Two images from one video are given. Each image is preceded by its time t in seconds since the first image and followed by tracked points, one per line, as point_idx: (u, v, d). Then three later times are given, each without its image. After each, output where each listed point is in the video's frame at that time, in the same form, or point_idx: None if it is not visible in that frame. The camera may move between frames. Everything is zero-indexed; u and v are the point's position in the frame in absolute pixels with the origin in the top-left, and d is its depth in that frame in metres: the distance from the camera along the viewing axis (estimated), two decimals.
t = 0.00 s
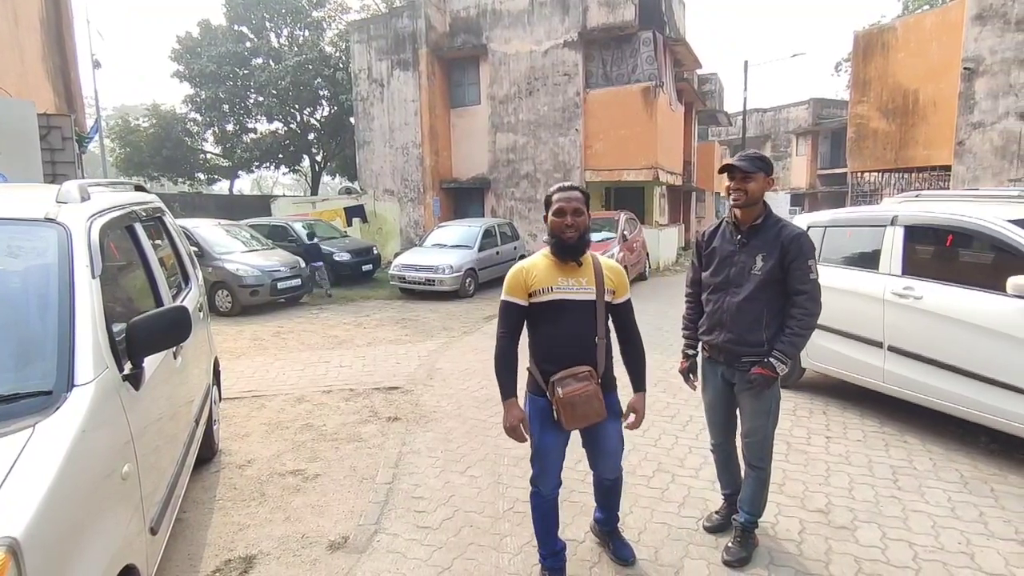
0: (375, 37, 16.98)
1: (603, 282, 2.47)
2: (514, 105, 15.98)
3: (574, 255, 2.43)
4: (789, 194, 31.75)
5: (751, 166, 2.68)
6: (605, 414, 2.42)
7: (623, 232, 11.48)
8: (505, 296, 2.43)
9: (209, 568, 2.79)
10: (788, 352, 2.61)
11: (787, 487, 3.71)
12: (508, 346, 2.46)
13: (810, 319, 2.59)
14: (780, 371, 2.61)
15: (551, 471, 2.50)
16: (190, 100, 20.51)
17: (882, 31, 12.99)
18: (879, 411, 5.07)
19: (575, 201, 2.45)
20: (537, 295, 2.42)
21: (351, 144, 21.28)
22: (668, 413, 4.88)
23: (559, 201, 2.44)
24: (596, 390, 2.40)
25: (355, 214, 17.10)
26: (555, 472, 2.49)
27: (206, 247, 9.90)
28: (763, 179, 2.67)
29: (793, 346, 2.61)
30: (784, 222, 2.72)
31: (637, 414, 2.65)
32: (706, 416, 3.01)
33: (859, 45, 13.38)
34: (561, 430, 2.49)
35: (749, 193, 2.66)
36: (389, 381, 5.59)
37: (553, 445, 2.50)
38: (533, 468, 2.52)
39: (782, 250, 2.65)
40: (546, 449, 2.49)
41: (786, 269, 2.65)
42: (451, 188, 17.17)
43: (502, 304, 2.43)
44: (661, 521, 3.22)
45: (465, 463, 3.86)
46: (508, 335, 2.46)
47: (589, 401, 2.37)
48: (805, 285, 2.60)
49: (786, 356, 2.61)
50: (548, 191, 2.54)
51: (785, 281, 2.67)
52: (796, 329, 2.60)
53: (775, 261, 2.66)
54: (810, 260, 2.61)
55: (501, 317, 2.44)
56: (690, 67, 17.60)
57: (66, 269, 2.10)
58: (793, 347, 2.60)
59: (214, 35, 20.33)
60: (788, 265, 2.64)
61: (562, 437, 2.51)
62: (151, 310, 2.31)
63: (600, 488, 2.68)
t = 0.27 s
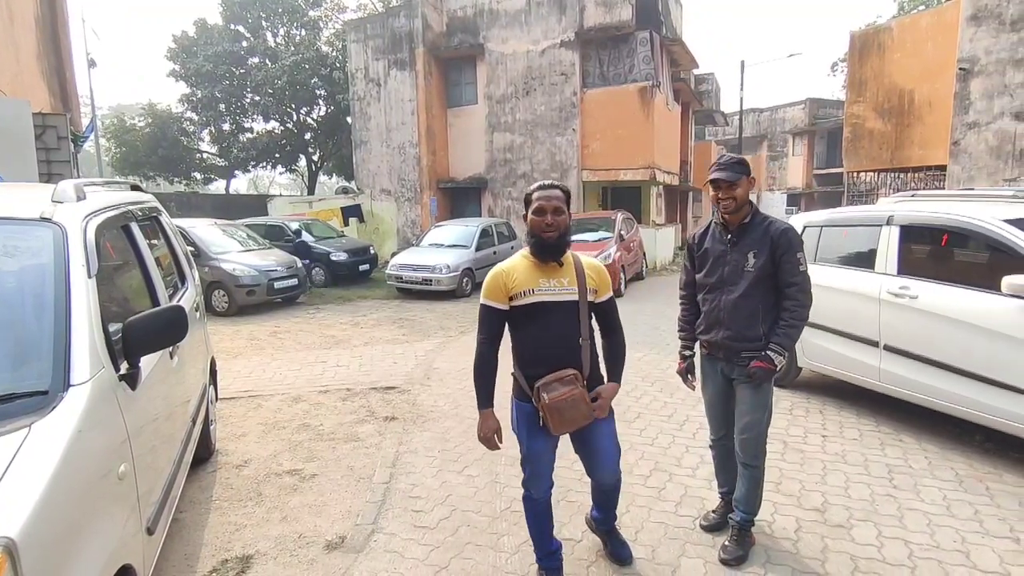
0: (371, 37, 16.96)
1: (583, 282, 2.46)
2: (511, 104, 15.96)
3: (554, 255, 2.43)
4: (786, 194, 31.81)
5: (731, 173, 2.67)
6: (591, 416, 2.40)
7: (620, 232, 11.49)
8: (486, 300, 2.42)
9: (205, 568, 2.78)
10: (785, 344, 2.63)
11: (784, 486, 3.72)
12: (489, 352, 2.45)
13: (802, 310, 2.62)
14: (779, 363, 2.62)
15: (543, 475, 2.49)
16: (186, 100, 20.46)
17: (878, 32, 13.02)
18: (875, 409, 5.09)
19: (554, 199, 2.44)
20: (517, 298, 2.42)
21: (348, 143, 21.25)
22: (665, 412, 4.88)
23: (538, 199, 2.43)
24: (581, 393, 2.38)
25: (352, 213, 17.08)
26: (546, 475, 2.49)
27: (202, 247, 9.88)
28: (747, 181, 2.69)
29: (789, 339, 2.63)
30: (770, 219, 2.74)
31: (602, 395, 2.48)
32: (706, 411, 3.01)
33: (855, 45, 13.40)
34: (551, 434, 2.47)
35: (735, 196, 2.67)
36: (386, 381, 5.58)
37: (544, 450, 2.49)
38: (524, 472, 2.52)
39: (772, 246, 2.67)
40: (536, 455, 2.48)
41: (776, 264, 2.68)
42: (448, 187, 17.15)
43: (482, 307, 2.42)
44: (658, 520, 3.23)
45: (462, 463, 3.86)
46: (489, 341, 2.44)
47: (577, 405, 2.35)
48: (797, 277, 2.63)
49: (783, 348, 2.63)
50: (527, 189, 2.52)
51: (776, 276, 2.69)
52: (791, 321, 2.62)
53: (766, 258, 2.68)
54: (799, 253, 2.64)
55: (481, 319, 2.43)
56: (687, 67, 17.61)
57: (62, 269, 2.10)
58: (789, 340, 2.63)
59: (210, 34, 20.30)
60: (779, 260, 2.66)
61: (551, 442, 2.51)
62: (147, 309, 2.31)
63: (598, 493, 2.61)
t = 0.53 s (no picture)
0: (369, 36, 16.95)
1: (570, 280, 2.46)
2: (509, 104, 15.96)
3: (540, 255, 2.42)
4: (783, 194, 31.86)
5: (724, 171, 2.67)
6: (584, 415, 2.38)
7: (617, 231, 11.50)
8: (473, 304, 2.41)
9: (203, 568, 2.78)
10: (786, 338, 2.64)
11: (781, 486, 3.72)
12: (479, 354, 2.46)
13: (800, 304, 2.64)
14: (780, 359, 2.63)
15: (540, 475, 2.50)
16: (183, 99, 20.42)
17: (874, 32, 13.04)
18: (872, 409, 5.09)
19: (537, 199, 2.43)
20: (504, 301, 2.41)
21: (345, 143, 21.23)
22: (662, 412, 4.89)
23: (520, 200, 2.42)
24: (571, 394, 2.37)
25: (350, 213, 17.06)
26: (542, 477, 2.48)
27: (199, 247, 9.86)
28: (741, 180, 2.70)
29: (789, 333, 2.64)
30: (762, 215, 2.77)
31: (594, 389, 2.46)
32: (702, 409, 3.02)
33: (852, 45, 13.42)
34: (545, 436, 2.46)
35: (729, 194, 2.67)
36: (384, 381, 5.58)
37: (539, 452, 2.49)
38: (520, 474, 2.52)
39: (767, 243, 2.68)
40: (531, 457, 2.49)
41: (772, 260, 2.69)
42: (445, 187, 17.14)
43: (470, 313, 2.42)
44: (656, 519, 3.23)
45: (460, 462, 3.86)
46: (479, 346, 2.45)
47: (569, 407, 2.35)
48: (793, 273, 2.65)
49: (784, 343, 2.64)
50: (511, 189, 2.51)
51: (773, 273, 2.71)
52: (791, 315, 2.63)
53: (762, 254, 2.69)
54: (793, 249, 2.67)
55: (471, 325, 2.43)
56: (685, 67, 17.63)
57: (59, 268, 2.09)
58: (789, 334, 2.64)
59: (207, 33, 20.27)
60: (774, 256, 2.68)
61: (546, 444, 2.50)
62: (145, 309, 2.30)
63: (589, 503, 2.52)
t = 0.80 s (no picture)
0: (367, 36, 16.95)
1: (565, 280, 2.45)
2: (508, 104, 15.95)
3: (534, 256, 2.43)
4: (782, 194, 31.90)
5: (722, 171, 2.69)
6: (577, 416, 2.38)
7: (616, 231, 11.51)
8: (469, 307, 2.43)
9: (202, 568, 2.78)
10: (787, 335, 2.64)
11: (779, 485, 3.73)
12: (475, 355, 2.47)
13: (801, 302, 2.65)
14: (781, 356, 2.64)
15: (537, 475, 2.50)
16: (181, 99, 20.40)
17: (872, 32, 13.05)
18: (869, 408, 5.10)
19: (528, 200, 2.43)
20: (499, 303, 2.42)
21: (344, 143, 21.22)
22: (661, 412, 4.89)
23: (512, 201, 2.43)
24: (563, 395, 2.36)
25: (348, 213, 17.06)
26: (539, 477, 2.49)
27: (197, 246, 9.85)
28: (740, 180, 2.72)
29: (791, 330, 2.64)
30: (760, 215, 2.78)
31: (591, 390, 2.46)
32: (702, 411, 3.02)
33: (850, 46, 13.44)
34: (540, 438, 2.46)
35: (727, 194, 2.69)
36: (382, 381, 5.58)
37: (535, 452, 2.50)
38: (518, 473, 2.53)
39: (766, 241, 2.70)
40: (527, 457, 2.49)
41: (772, 259, 2.71)
42: (444, 187, 17.14)
43: (466, 316, 2.44)
44: (654, 518, 3.24)
45: (459, 462, 3.87)
46: (475, 348, 2.46)
47: (561, 408, 2.35)
48: (793, 271, 2.67)
49: (785, 340, 2.64)
50: (504, 190, 2.52)
51: (772, 272, 2.72)
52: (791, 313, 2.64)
53: (761, 253, 2.71)
54: (792, 247, 2.69)
55: (466, 328, 2.45)
56: (684, 67, 17.63)
57: (57, 269, 2.09)
58: (791, 331, 2.64)
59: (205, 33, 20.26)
60: (774, 255, 2.70)
61: (543, 445, 2.50)
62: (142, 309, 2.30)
63: (586, 505, 2.52)
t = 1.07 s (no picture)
0: (366, 36, 16.94)
1: (563, 281, 2.45)
2: (506, 104, 15.95)
3: (533, 257, 2.42)
4: (780, 194, 31.95)
5: (730, 171, 2.69)
6: (575, 416, 2.39)
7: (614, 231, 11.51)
8: (468, 309, 2.43)
9: (200, 568, 2.77)
10: (788, 339, 2.63)
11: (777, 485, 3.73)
12: (472, 356, 2.47)
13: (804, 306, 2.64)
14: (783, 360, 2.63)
15: (536, 475, 2.50)
16: (180, 99, 20.38)
17: (870, 33, 13.07)
18: (867, 408, 5.10)
19: (526, 201, 2.42)
20: (497, 304, 2.42)
21: (342, 143, 21.21)
22: (659, 412, 4.89)
23: (511, 201, 2.42)
24: (559, 397, 2.37)
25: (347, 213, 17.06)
26: (537, 478, 2.49)
27: (196, 247, 9.85)
28: (749, 180, 2.71)
29: (792, 334, 2.63)
30: (766, 217, 2.77)
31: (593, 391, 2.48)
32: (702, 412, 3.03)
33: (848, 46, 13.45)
34: (537, 439, 2.47)
35: (734, 194, 2.69)
36: (381, 381, 5.58)
37: (533, 452, 2.50)
38: (517, 473, 2.53)
39: (771, 243, 2.69)
40: (525, 457, 2.49)
41: (776, 261, 2.69)
42: (443, 187, 17.14)
43: (466, 317, 2.44)
44: (652, 518, 3.24)
45: (457, 462, 3.86)
46: (472, 350, 2.46)
47: (557, 409, 2.36)
48: (797, 274, 2.65)
49: (787, 344, 2.63)
50: (503, 190, 2.52)
51: (776, 274, 2.70)
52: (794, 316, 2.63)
53: (765, 254, 2.69)
54: (797, 249, 2.67)
55: (465, 329, 2.45)
56: (682, 67, 17.64)
57: (55, 268, 2.09)
58: (792, 335, 2.63)
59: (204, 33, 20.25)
60: (778, 257, 2.68)
61: (540, 446, 2.50)
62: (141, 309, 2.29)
63: (582, 505, 2.52)
